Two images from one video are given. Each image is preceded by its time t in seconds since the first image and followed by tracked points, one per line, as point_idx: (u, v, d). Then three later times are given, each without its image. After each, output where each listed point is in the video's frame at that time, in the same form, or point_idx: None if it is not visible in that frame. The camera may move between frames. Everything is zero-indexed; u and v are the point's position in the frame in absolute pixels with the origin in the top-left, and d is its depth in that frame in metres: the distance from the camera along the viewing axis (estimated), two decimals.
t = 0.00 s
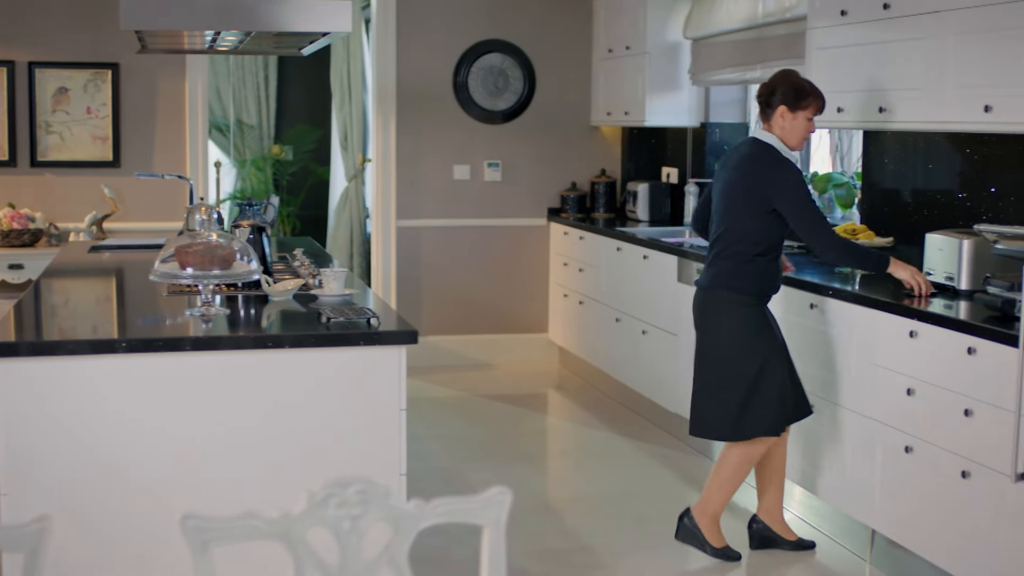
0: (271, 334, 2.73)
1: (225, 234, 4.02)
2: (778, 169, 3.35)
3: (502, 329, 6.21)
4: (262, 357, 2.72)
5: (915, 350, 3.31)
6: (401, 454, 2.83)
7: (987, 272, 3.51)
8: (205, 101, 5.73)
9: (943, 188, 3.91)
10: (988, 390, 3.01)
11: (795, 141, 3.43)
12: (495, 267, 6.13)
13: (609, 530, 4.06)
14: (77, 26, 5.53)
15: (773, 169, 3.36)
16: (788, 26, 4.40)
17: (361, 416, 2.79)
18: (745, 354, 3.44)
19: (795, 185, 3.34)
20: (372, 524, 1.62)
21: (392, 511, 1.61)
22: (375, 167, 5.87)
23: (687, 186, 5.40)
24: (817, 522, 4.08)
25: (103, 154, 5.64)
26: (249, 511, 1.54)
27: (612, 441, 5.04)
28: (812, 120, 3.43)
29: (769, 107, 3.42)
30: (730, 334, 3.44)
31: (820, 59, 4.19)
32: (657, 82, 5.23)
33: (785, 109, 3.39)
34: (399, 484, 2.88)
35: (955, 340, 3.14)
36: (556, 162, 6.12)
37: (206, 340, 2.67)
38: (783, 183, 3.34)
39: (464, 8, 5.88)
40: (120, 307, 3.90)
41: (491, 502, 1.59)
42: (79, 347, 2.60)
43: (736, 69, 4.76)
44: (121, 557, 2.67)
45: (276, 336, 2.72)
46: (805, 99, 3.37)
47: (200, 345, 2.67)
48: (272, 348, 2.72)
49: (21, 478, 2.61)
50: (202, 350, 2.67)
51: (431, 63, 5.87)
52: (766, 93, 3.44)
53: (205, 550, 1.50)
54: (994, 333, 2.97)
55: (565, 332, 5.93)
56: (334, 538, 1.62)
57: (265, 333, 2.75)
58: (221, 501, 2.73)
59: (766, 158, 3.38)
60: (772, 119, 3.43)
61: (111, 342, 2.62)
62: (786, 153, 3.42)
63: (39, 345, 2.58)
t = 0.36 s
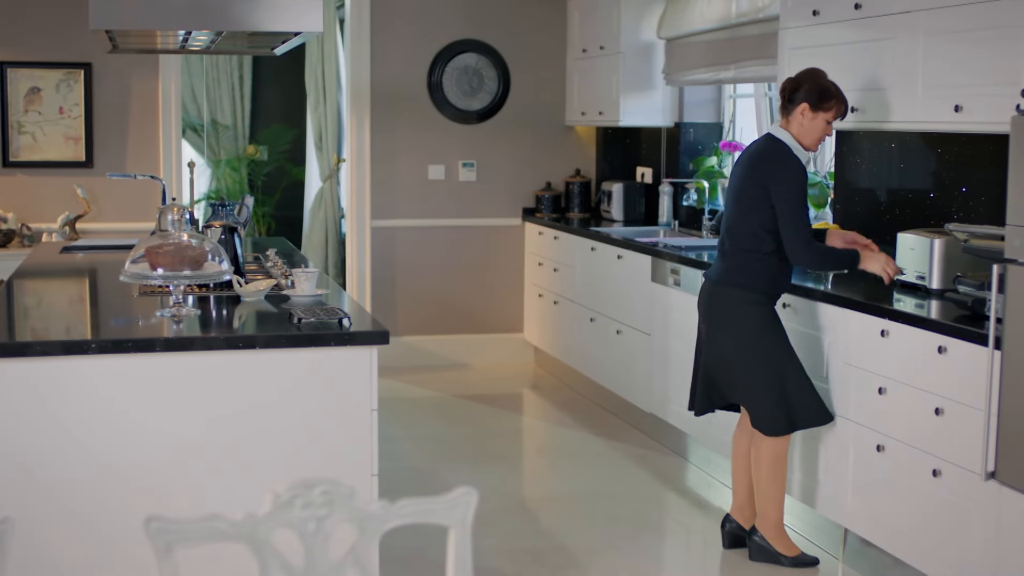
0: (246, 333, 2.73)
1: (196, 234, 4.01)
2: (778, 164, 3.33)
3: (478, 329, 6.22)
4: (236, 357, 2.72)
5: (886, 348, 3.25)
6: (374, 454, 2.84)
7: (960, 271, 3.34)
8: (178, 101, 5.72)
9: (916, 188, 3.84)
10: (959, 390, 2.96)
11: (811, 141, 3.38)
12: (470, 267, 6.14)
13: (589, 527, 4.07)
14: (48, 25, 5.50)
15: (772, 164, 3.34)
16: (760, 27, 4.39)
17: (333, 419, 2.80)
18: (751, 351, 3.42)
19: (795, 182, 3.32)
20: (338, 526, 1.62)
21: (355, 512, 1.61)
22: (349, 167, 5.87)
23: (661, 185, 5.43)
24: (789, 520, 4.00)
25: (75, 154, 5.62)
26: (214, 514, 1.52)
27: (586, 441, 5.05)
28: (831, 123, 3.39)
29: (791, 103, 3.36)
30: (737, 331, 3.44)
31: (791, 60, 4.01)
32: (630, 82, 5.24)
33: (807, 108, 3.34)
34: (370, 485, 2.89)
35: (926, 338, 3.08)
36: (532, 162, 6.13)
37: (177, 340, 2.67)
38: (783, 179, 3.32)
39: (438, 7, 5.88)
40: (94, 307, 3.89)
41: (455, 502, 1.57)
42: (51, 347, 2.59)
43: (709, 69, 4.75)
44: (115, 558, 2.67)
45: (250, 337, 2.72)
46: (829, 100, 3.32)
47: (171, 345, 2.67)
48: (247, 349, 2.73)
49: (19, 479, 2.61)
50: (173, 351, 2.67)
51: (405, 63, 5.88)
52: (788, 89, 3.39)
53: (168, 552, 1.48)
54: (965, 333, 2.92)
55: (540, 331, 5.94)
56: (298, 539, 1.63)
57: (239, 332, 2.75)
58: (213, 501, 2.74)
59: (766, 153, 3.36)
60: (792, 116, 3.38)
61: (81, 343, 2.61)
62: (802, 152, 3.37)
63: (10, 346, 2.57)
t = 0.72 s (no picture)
0: (238, 333, 2.73)
1: (189, 234, 4.01)
2: (764, 162, 3.33)
3: (473, 329, 6.22)
4: (230, 357, 2.71)
5: (877, 349, 3.17)
6: (366, 453, 2.84)
7: (954, 271, 3.32)
8: (173, 100, 5.73)
9: (910, 188, 3.82)
10: (953, 390, 2.87)
11: (804, 140, 3.37)
12: (465, 267, 6.14)
13: (584, 527, 4.06)
14: (41, 25, 5.51)
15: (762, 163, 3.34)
16: (755, 26, 4.37)
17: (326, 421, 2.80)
18: (746, 351, 3.41)
19: (780, 180, 3.32)
20: (326, 526, 1.61)
21: (343, 513, 1.60)
22: (344, 166, 5.87)
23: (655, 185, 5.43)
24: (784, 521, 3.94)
25: (70, 154, 5.62)
26: (202, 514, 1.50)
27: (581, 440, 5.06)
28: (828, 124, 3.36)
29: (792, 98, 3.33)
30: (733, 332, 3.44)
31: (787, 61, 3.92)
32: (625, 82, 5.24)
33: (805, 106, 3.30)
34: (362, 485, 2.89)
35: (917, 339, 3.00)
36: (527, 162, 6.13)
37: (170, 340, 2.67)
38: (768, 177, 3.32)
39: (433, 7, 5.89)
40: (89, 307, 3.89)
41: (444, 502, 1.54)
42: (44, 348, 2.59)
43: (703, 69, 4.74)
44: (112, 558, 2.67)
45: (244, 337, 2.72)
46: (828, 103, 3.28)
47: (164, 345, 2.67)
48: (240, 349, 2.72)
49: (18, 479, 2.61)
50: (167, 351, 2.67)
51: (399, 63, 5.88)
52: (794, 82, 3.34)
53: (155, 553, 1.46)
54: (959, 332, 2.83)
55: (535, 331, 5.94)
56: (287, 541, 1.62)
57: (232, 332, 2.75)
58: (210, 500, 2.74)
59: (754, 151, 3.37)
60: (790, 110, 3.35)
61: (74, 343, 2.61)
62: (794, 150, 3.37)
63: (4, 346, 2.57)
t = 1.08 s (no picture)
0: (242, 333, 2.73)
1: (192, 234, 4.01)
2: (739, 159, 3.36)
3: (479, 329, 6.22)
4: (233, 357, 2.71)
5: (881, 349, 3.15)
6: (369, 453, 2.84)
7: (958, 271, 3.30)
8: (178, 100, 5.74)
9: (915, 188, 3.79)
10: (956, 391, 2.85)
11: (786, 137, 3.36)
12: (470, 267, 6.14)
13: (586, 527, 4.05)
14: (47, 25, 5.52)
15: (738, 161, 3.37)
16: (760, 26, 4.35)
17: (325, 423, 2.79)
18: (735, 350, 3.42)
19: (752, 177, 3.34)
20: (325, 526, 1.60)
21: (341, 513, 1.59)
22: (349, 166, 5.87)
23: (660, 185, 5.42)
24: (789, 521, 3.91)
25: (76, 154, 5.64)
26: (201, 514, 1.49)
27: (586, 440, 5.05)
28: (809, 122, 3.33)
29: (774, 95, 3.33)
30: (721, 331, 3.45)
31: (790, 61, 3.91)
32: (630, 82, 5.23)
33: (783, 102, 3.31)
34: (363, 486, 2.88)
35: (921, 339, 2.98)
36: (533, 162, 6.13)
37: (173, 340, 2.67)
38: (741, 175, 3.34)
39: (438, 7, 5.88)
40: (95, 307, 3.89)
41: (444, 502, 1.55)
42: (48, 348, 2.59)
43: (708, 68, 4.72)
44: (111, 557, 2.67)
45: (247, 337, 2.72)
46: (805, 99, 3.25)
47: (168, 345, 2.67)
48: (245, 349, 2.72)
49: (19, 479, 2.62)
50: (170, 351, 2.67)
51: (405, 63, 5.88)
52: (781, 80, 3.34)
53: (153, 553, 1.44)
54: (963, 333, 2.81)
55: (540, 331, 5.94)
56: (285, 541, 1.60)
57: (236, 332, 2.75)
58: (210, 500, 2.74)
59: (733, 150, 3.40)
60: (773, 107, 3.36)
61: (78, 343, 2.61)
62: (774, 147, 3.37)
63: (9, 346, 2.58)
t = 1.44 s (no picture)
0: (265, 332, 2.71)
1: (211, 233, 4.02)
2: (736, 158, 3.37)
3: (500, 329, 6.21)
4: (254, 357, 2.69)
5: (904, 351, 3.10)
6: (387, 454, 2.80)
7: (978, 272, 3.26)
8: (199, 100, 5.77)
9: (937, 188, 3.75)
10: (975, 392, 2.82)
11: (787, 136, 3.34)
12: (489, 267, 6.13)
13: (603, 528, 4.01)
14: (70, 26, 5.57)
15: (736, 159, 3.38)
16: (781, 26, 4.31)
17: (338, 425, 2.76)
18: (733, 345, 3.43)
19: (748, 175, 3.34)
20: (338, 526, 1.59)
21: (355, 514, 1.58)
22: (369, 167, 5.87)
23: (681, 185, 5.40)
24: (808, 523, 3.86)
25: (97, 154, 5.68)
26: (215, 513, 1.48)
27: (605, 441, 5.03)
28: (809, 120, 3.27)
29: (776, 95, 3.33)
30: (720, 324, 3.47)
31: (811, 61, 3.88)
32: (650, 82, 5.22)
33: (781, 101, 3.30)
34: (381, 488, 2.84)
35: (945, 341, 2.93)
36: (553, 163, 6.12)
37: (195, 339, 2.64)
38: (737, 172, 3.35)
39: (459, 7, 5.88)
40: (116, 307, 3.89)
41: (458, 502, 1.52)
42: (68, 346, 2.57)
43: (729, 68, 4.69)
44: (116, 558, 2.62)
45: (267, 336, 2.69)
46: (800, 97, 3.23)
47: (189, 344, 2.64)
48: (265, 348, 2.70)
49: (20, 480, 2.57)
50: (192, 350, 2.64)
51: (425, 63, 5.88)
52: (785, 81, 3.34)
53: (168, 552, 1.44)
54: (982, 333, 2.78)
55: (560, 331, 5.92)
56: (300, 541, 1.60)
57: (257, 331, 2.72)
58: (216, 500, 2.70)
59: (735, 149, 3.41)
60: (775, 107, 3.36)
61: (99, 341, 2.58)
62: (775, 144, 3.36)
63: (28, 345, 2.55)
